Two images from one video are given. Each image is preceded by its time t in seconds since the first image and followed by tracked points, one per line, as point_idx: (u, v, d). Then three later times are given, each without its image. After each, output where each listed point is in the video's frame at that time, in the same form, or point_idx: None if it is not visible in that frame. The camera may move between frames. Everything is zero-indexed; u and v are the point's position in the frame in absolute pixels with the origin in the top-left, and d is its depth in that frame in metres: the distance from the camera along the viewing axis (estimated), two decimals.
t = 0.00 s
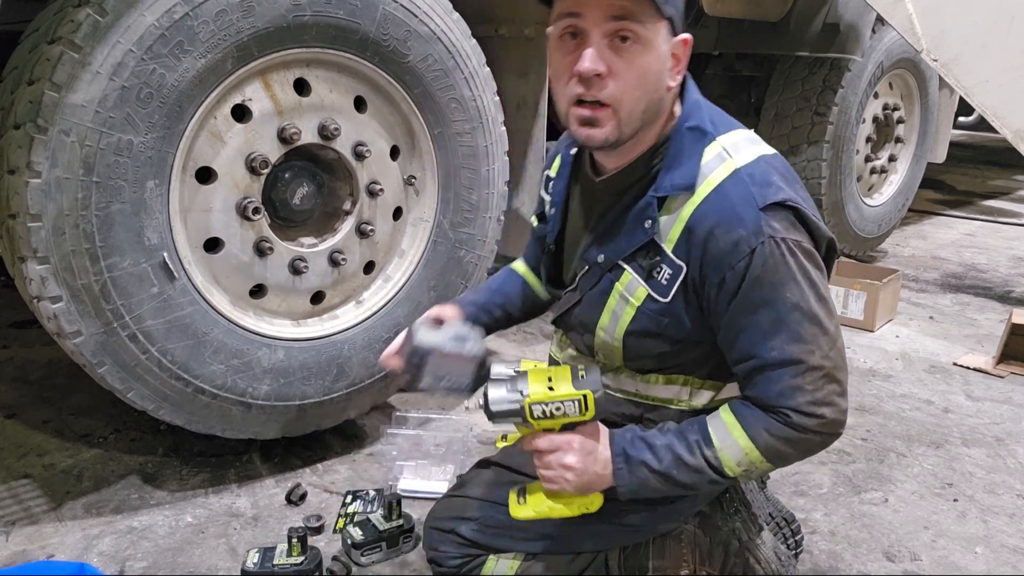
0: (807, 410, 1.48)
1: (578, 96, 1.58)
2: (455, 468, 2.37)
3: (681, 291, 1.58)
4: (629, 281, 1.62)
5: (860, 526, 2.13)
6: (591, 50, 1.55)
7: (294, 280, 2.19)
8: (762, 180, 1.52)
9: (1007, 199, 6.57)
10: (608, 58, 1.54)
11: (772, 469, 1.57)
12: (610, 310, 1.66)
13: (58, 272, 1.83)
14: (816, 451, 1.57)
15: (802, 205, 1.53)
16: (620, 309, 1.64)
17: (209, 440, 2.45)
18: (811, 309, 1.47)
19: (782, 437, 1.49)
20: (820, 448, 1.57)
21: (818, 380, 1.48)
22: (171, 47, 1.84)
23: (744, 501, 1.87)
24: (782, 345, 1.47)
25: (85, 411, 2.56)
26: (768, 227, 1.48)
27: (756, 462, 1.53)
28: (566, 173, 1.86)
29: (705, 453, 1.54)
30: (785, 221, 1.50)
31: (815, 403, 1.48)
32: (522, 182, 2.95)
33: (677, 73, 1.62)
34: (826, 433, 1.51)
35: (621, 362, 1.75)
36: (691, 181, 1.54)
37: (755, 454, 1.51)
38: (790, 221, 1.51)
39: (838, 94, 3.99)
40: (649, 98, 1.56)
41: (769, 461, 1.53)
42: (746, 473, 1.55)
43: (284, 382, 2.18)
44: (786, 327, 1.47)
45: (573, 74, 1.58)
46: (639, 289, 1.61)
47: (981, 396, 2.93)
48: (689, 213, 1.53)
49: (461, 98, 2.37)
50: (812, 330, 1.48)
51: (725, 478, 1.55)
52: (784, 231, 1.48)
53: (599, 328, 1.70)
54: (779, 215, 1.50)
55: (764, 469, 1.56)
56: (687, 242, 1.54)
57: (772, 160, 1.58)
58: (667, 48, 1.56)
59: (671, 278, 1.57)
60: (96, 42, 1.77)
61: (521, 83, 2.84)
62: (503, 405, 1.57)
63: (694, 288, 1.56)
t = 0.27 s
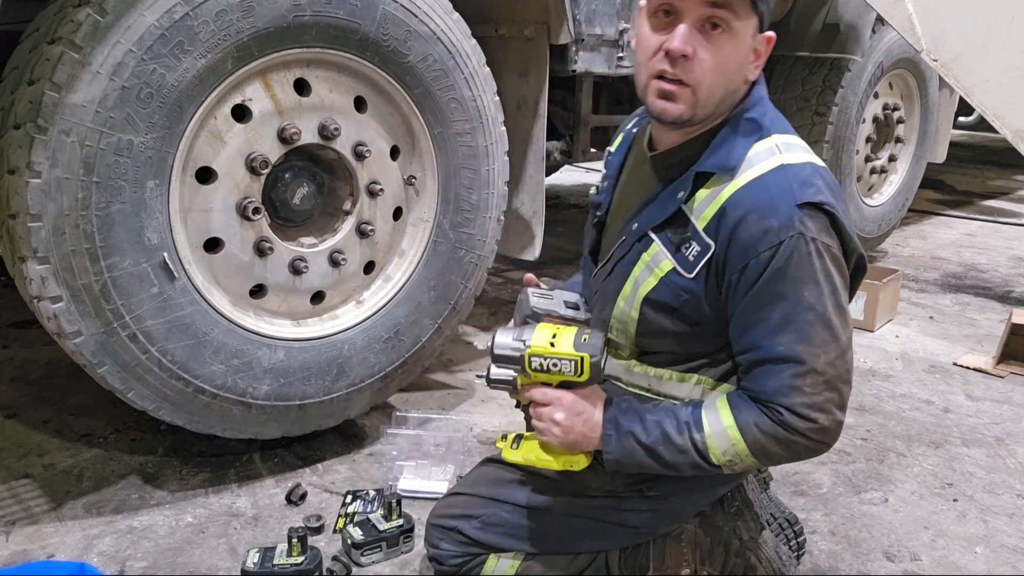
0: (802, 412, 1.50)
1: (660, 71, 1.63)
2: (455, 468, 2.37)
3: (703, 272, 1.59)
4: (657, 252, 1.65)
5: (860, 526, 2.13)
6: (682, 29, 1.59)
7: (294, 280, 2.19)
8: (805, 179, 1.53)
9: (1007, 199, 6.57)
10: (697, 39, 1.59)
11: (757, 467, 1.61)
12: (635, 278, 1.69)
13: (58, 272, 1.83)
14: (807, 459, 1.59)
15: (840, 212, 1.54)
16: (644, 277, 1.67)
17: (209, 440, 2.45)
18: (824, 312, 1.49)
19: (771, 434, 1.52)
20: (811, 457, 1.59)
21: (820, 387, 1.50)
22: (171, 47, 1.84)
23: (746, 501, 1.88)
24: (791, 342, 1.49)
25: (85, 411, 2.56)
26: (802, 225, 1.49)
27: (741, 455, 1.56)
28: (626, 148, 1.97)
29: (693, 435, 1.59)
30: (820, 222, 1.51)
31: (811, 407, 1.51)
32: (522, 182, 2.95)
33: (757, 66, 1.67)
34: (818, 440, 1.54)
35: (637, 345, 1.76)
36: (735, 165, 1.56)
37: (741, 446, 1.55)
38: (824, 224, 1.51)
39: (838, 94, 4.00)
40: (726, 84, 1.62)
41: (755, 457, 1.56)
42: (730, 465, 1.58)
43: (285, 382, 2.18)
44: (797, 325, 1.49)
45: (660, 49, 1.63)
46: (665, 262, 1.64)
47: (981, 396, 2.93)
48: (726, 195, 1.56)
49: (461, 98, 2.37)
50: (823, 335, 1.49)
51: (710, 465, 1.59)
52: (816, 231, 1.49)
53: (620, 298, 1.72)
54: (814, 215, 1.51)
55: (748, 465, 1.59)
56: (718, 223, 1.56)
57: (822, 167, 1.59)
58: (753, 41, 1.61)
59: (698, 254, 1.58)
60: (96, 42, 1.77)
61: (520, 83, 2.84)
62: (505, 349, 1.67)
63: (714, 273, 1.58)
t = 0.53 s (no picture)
0: (829, 403, 1.49)
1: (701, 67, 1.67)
2: (455, 468, 2.37)
3: (729, 258, 1.60)
4: (684, 237, 1.67)
5: (860, 526, 2.13)
6: (723, 26, 1.63)
7: (293, 280, 2.19)
8: (837, 174, 1.54)
9: (1007, 199, 6.57)
10: (738, 36, 1.62)
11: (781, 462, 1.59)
12: (659, 262, 1.70)
13: (58, 272, 1.83)
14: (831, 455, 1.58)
15: (869, 209, 1.55)
16: (671, 261, 1.68)
17: (209, 440, 2.45)
18: (854, 303, 1.48)
19: (796, 426, 1.51)
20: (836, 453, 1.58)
21: (848, 379, 1.49)
22: (171, 47, 1.84)
23: (747, 500, 1.87)
24: (820, 332, 1.48)
25: (86, 411, 2.56)
26: (833, 214, 1.49)
27: (766, 448, 1.55)
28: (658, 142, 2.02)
29: (717, 426, 1.57)
30: (850, 216, 1.52)
31: (838, 398, 1.49)
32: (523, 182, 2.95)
33: (795, 67, 1.70)
34: (844, 434, 1.52)
35: (653, 331, 1.77)
36: (770, 155, 1.58)
37: (766, 438, 1.54)
38: (854, 218, 1.52)
39: (838, 94, 4.01)
40: (765, 82, 1.65)
41: (780, 450, 1.55)
42: (754, 458, 1.57)
43: (285, 382, 2.18)
44: (827, 314, 1.48)
45: (701, 46, 1.67)
46: (692, 246, 1.65)
47: (981, 396, 2.93)
48: (759, 183, 1.57)
49: (461, 98, 2.37)
50: (852, 326, 1.48)
51: (734, 458, 1.58)
52: (846, 223, 1.50)
53: (644, 282, 1.73)
54: (845, 208, 1.51)
55: (773, 459, 1.58)
56: (750, 210, 1.57)
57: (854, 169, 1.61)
58: (792, 41, 1.64)
59: (726, 240, 1.60)
60: (96, 42, 1.77)
61: (520, 83, 2.84)
62: (532, 334, 1.63)
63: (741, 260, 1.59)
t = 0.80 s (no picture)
0: (846, 402, 1.49)
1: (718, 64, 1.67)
2: (455, 468, 2.37)
3: (743, 257, 1.59)
4: (697, 237, 1.67)
5: (860, 526, 2.13)
6: (740, 24, 1.64)
7: (293, 280, 2.19)
8: (851, 175, 1.55)
9: (1006, 199, 6.57)
10: (754, 34, 1.63)
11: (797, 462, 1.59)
12: (671, 262, 1.70)
13: (58, 272, 1.83)
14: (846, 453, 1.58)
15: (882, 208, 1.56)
16: (683, 260, 1.68)
17: (209, 440, 2.45)
18: (870, 302, 1.49)
19: (813, 426, 1.51)
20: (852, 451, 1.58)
21: (864, 377, 1.49)
22: (171, 47, 1.84)
23: (748, 500, 1.88)
24: (836, 331, 1.48)
25: (85, 411, 2.56)
26: (848, 215, 1.49)
27: (783, 449, 1.55)
28: (666, 143, 2.02)
29: (734, 430, 1.57)
30: (863, 217, 1.53)
31: (854, 396, 1.49)
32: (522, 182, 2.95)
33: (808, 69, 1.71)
34: (860, 432, 1.53)
35: (662, 329, 1.77)
36: (784, 155, 1.58)
37: (783, 440, 1.54)
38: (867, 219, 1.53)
39: (838, 94, 4.03)
40: (781, 81, 1.65)
41: (798, 451, 1.55)
42: (770, 460, 1.57)
43: (285, 382, 2.18)
44: (842, 314, 1.48)
45: (717, 44, 1.68)
46: (705, 246, 1.65)
47: (981, 396, 2.93)
48: (774, 182, 1.57)
49: (461, 98, 2.37)
50: (867, 325, 1.48)
51: (751, 461, 1.58)
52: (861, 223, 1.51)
53: (654, 281, 1.73)
54: (858, 209, 1.52)
55: (790, 460, 1.58)
56: (764, 210, 1.57)
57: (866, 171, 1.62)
58: (807, 43, 1.66)
59: (740, 240, 1.59)
60: (97, 42, 1.77)
61: (520, 83, 2.84)
62: (543, 346, 1.63)
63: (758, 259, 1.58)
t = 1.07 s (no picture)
0: (850, 407, 1.49)
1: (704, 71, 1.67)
2: (455, 468, 2.37)
3: (739, 267, 1.60)
4: (692, 245, 1.66)
5: (860, 527, 2.13)
6: (726, 30, 1.63)
7: (293, 280, 2.19)
8: (846, 179, 1.56)
9: (1006, 199, 6.57)
10: (740, 40, 1.63)
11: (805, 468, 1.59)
12: (667, 270, 1.69)
13: (58, 272, 1.83)
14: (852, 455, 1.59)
15: (877, 212, 1.57)
16: (679, 269, 1.67)
17: (209, 440, 2.45)
18: (870, 307, 1.49)
19: (818, 433, 1.51)
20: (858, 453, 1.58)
21: (867, 380, 1.50)
22: (171, 47, 1.84)
23: (747, 500, 1.87)
24: (837, 337, 1.49)
25: (85, 411, 2.56)
26: (844, 221, 1.50)
27: (790, 456, 1.55)
28: (661, 147, 2.02)
29: (740, 440, 1.57)
30: (859, 221, 1.53)
31: (858, 400, 1.50)
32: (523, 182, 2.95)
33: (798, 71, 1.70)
34: (865, 434, 1.53)
35: (659, 335, 1.76)
36: (779, 162, 1.58)
37: (790, 447, 1.54)
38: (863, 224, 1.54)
39: (838, 94, 4.02)
40: (769, 86, 1.65)
41: (806, 458, 1.55)
42: (778, 467, 1.57)
43: (285, 382, 2.18)
44: (843, 320, 1.49)
45: (703, 50, 1.67)
46: (701, 255, 1.65)
47: (981, 396, 2.93)
48: (769, 190, 1.57)
49: (461, 98, 2.37)
50: (867, 330, 1.49)
51: (759, 469, 1.58)
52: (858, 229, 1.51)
53: (650, 289, 1.72)
54: (854, 214, 1.53)
55: (798, 466, 1.57)
56: (759, 217, 1.58)
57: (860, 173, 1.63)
58: (795, 46, 1.65)
59: (736, 248, 1.59)
60: (97, 43, 1.77)
61: (520, 83, 2.84)
62: (549, 370, 1.61)
63: (758, 266, 1.59)
